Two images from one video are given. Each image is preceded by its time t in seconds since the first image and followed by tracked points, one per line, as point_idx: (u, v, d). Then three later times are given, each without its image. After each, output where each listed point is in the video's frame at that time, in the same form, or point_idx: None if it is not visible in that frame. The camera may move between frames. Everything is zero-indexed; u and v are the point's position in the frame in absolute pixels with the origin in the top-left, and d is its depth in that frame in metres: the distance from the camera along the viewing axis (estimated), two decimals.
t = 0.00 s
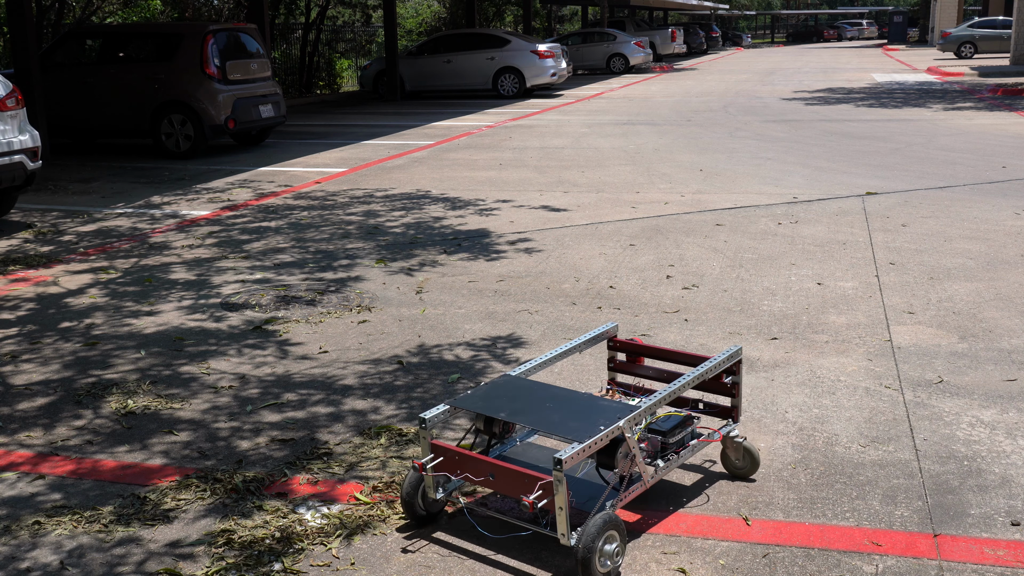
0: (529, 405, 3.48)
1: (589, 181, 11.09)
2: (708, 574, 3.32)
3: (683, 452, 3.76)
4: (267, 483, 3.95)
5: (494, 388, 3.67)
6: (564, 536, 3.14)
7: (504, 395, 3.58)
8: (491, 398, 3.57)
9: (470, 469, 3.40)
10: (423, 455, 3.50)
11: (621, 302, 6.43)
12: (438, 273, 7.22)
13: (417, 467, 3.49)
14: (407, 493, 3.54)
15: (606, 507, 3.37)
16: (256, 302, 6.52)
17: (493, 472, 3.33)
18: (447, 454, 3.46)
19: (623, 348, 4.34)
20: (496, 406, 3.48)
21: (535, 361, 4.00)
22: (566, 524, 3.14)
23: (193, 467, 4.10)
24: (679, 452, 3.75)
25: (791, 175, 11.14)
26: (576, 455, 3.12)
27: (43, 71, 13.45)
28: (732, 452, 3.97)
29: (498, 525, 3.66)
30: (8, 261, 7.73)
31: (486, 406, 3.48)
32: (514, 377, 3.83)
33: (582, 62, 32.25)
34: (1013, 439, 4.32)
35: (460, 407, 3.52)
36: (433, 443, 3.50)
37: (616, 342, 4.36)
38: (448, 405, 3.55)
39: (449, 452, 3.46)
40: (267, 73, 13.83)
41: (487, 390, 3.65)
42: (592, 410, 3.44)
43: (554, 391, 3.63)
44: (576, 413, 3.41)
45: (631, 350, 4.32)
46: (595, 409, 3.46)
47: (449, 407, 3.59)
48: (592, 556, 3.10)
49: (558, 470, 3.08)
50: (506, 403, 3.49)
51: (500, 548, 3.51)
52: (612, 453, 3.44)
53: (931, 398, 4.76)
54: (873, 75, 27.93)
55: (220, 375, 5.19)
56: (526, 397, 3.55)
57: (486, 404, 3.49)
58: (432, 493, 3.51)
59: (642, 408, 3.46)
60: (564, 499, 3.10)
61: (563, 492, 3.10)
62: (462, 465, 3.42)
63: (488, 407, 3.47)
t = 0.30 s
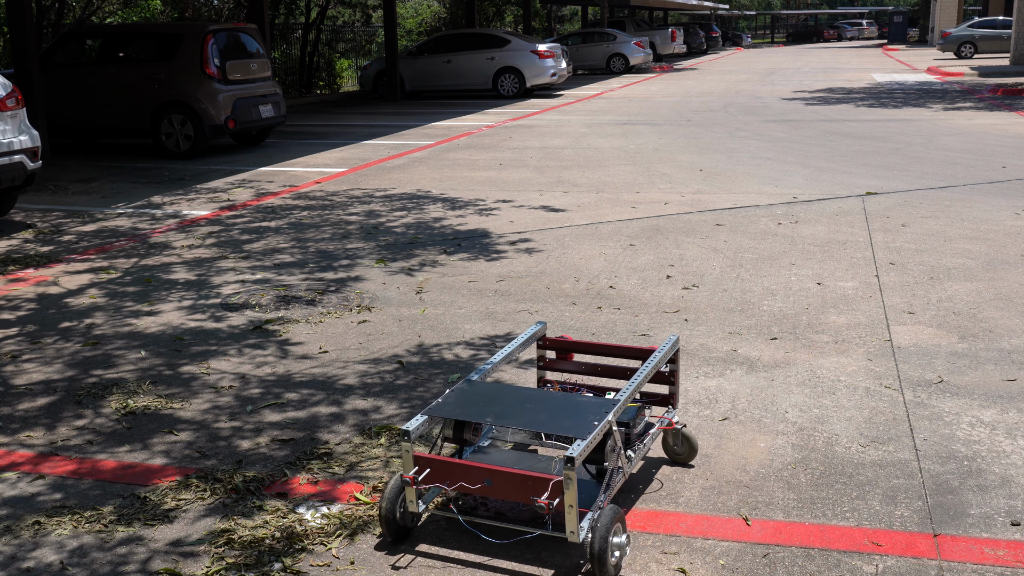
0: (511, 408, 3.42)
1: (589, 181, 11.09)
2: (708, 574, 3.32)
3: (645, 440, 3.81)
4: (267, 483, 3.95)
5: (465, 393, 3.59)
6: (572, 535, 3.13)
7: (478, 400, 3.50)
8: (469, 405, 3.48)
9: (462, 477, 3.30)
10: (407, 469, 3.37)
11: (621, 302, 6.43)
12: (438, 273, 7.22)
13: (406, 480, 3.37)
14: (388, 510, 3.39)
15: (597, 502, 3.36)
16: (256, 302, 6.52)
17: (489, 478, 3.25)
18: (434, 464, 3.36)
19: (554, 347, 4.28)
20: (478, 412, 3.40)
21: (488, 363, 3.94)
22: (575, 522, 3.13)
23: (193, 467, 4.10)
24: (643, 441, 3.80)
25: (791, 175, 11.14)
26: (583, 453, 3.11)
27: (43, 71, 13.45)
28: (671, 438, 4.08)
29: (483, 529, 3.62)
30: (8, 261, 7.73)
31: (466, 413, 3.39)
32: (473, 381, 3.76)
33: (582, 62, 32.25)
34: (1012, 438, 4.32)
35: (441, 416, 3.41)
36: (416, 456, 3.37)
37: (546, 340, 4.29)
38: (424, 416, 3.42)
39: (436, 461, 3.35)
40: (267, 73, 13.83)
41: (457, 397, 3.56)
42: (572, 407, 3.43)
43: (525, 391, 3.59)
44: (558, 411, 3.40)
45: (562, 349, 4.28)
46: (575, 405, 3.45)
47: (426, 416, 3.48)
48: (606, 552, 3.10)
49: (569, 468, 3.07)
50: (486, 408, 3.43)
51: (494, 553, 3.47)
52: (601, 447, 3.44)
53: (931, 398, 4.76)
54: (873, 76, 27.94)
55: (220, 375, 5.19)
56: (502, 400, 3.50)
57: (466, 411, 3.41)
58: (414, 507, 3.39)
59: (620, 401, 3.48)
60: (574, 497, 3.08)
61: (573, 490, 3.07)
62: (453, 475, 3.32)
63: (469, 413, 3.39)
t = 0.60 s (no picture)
0: (502, 408, 3.38)
1: (589, 181, 11.09)
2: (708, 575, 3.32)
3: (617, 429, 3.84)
4: (267, 484, 3.95)
5: (448, 396, 3.52)
6: (580, 528, 3.17)
7: (465, 402, 3.44)
8: (458, 407, 3.41)
9: (464, 480, 3.25)
10: (404, 478, 3.29)
11: (621, 302, 6.43)
12: (438, 273, 7.22)
13: (406, 487, 3.27)
14: (382, 520, 3.31)
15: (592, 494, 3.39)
16: (257, 302, 6.52)
17: (492, 479, 3.22)
18: (433, 470, 3.28)
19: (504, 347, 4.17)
20: (470, 413, 3.34)
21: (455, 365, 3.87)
22: (583, 515, 3.16)
23: (193, 467, 4.10)
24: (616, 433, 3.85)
25: (791, 175, 11.13)
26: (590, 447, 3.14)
27: (43, 71, 13.46)
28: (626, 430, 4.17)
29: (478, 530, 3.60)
30: (8, 261, 7.73)
31: (460, 416, 3.32)
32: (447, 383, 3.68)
33: (582, 62, 32.25)
34: (1012, 439, 4.32)
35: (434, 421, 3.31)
36: (413, 462, 3.27)
37: (494, 340, 4.18)
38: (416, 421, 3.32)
39: (435, 467, 3.27)
40: (267, 73, 13.83)
41: (442, 399, 3.48)
42: (560, 402, 3.43)
43: (506, 391, 3.55)
44: (547, 408, 3.39)
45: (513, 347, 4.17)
46: (562, 401, 3.45)
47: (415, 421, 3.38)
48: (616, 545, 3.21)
49: (580, 463, 3.08)
50: (477, 409, 3.38)
51: (492, 554, 3.46)
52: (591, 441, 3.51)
53: (931, 398, 4.77)
54: (873, 76, 27.94)
55: (220, 375, 5.19)
56: (488, 401, 3.45)
57: (457, 413, 3.34)
58: (408, 515, 3.31)
59: (604, 396, 3.50)
60: (584, 491, 3.11)
61: (582, 485, 3.10)
62: (454, 479, 3.26)
63: (463, 415, 3.32)
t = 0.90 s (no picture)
0: (494, 409, 3.36)
1: (589, 181, 11.09)
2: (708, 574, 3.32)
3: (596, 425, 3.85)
4: (267, 483, 3.95)
5: (436, 402, 3.47)
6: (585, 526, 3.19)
7: (454, 406, 3.41)
8: (449, 412, 3.37)
9: (464, 484, 3.23)
10: (404, 487, 3.22)
11: (621, 302, 6.43)
12: (438, 273, 7.22)
13: (408, 495, 3.22)
14: (381, 531, 3.24)
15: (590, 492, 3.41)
16: (257, 302, 6.52)
17: (494, 482, 3.21)
18: (433, 477, 3.24)
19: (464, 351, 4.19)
20: (463, 417, 3.32)
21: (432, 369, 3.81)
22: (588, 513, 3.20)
23: (194, 467, 4.10)
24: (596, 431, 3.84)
25: (791, 175, 11.13)
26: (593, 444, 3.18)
27: (43, 71, 13.46)
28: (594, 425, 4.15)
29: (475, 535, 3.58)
30: (8, 261, 7.73)
31: (453, 420, 3.29)
32: (429, 389, 3.63)
33: (582, 62, 32.25)
34: (1012, 438, 4.32)
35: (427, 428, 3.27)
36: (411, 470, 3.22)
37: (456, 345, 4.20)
38: (409, 428, 3.27)
39: (435, 474, 3.24)
40: (267, 73, 13.83)
41: (429, 405, 3.44)
42: (550, 401, 3.44)
43: (493, 393, 3.53)
44: (539, 407, 3.39)
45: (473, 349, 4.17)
46: (551, 400, 3.46)
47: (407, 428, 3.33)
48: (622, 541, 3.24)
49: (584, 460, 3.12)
50: (470, 413, 3.35)
51: (493, 557, 3.44)
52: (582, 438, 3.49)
53: (931, 398, 4.77)
54: (873, 76, 27.94)
55: (221, 375, 5.19)
56: (478, 404, 3.43)
57: (451, 418, 3.30)
58: (406, 524, 3.25)
59: (592, 393, 3.53)
60: (589, 488, 3.15)
61: (588, 483, 3.14)
62: (455, 484, 3.24)
63: (456, 420, 3.29)
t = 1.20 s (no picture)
0: (486, 428, 3.21)
1: (589, 181, 11.09)
2: (708, 574, 3.32)
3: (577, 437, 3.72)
4: (267, 483, 3.95)
5: (421, 421, 3.27)
6: (588, 544, 3.14)
7: (442, 426, 3.23)
8: (438, 432, 3.19)
9: (464, 508, 3.07)
10: (402, 516, 3.03)
11: (621, 302, 6.43)
12: (438, 273, 7.22)
13: (407, 523, 3.02)
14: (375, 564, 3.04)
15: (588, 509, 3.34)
16: (257, 302, 6.52)
17: (495, 504, 3.06)
18: (431, 502, 3.06)
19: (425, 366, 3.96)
20: (456, 436, 3.14)
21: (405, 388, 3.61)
22: (594, 530, 3.13)
23: (194, 468, 4.10)
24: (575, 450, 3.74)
25: (791, 175, 11.13)
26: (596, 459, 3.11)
27: (43, 71, 13.46)
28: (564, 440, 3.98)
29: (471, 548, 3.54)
30: (8, 261, 7.73)
31: (447, 441, 3.12)
32: (407, 409, 3.43)
33: (582, 62, 32.25)
34: (1012, 439, 4.32)
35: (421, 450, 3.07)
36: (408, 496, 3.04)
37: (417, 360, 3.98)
38: (401, 451, 3.07)
39: (433, 499, 3.05)
40: (267, 73, 13.83)
41: (415, 425, 3.24)
42: (539, 415, 3.31)
43: (477, 410, 3.37)
44: (530, 422, 3.26)
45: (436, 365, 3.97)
46: (540, 414, 3.33)
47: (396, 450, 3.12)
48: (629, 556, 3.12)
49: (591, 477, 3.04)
50: (461, 432, 3.17)
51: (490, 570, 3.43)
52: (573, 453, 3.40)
53: (931, 398, 4.77)
54: (873, 76, 27.96)
55: (220, 375, 5.19)
56: (466, 422, 3.26)
57: (443, 439, 3.12)
58: (401, 555, 3.02)
59: (579, 405, 3.43)
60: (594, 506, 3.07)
61: (594, 500, 3.07)
62: (454, 509, 3.06)
63: (450, 440, 3.11)
